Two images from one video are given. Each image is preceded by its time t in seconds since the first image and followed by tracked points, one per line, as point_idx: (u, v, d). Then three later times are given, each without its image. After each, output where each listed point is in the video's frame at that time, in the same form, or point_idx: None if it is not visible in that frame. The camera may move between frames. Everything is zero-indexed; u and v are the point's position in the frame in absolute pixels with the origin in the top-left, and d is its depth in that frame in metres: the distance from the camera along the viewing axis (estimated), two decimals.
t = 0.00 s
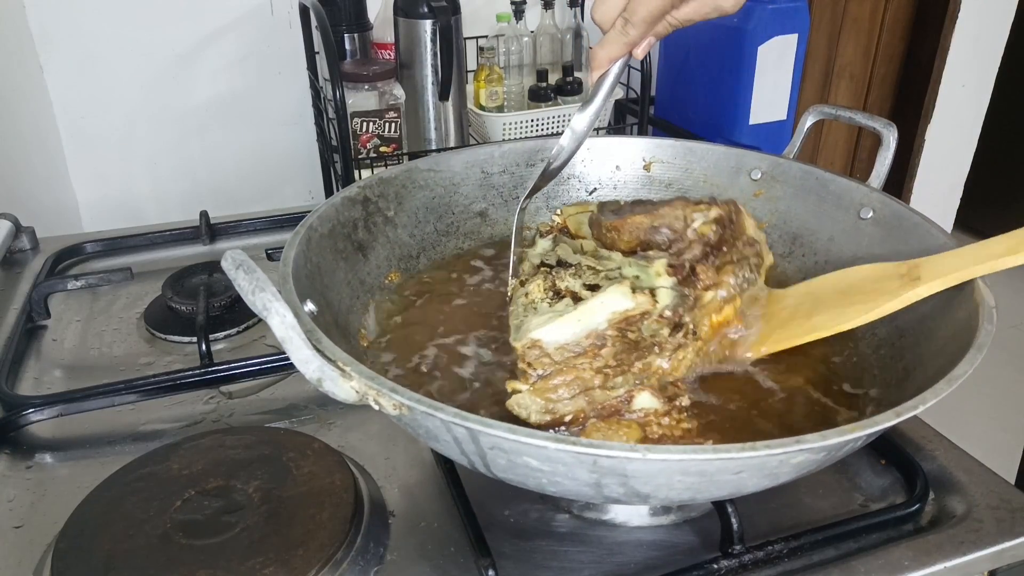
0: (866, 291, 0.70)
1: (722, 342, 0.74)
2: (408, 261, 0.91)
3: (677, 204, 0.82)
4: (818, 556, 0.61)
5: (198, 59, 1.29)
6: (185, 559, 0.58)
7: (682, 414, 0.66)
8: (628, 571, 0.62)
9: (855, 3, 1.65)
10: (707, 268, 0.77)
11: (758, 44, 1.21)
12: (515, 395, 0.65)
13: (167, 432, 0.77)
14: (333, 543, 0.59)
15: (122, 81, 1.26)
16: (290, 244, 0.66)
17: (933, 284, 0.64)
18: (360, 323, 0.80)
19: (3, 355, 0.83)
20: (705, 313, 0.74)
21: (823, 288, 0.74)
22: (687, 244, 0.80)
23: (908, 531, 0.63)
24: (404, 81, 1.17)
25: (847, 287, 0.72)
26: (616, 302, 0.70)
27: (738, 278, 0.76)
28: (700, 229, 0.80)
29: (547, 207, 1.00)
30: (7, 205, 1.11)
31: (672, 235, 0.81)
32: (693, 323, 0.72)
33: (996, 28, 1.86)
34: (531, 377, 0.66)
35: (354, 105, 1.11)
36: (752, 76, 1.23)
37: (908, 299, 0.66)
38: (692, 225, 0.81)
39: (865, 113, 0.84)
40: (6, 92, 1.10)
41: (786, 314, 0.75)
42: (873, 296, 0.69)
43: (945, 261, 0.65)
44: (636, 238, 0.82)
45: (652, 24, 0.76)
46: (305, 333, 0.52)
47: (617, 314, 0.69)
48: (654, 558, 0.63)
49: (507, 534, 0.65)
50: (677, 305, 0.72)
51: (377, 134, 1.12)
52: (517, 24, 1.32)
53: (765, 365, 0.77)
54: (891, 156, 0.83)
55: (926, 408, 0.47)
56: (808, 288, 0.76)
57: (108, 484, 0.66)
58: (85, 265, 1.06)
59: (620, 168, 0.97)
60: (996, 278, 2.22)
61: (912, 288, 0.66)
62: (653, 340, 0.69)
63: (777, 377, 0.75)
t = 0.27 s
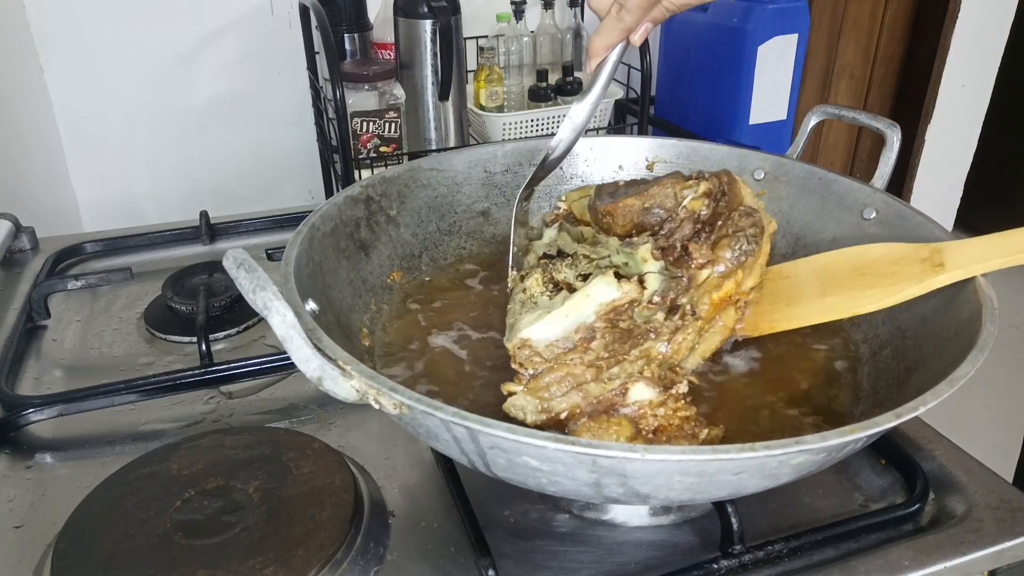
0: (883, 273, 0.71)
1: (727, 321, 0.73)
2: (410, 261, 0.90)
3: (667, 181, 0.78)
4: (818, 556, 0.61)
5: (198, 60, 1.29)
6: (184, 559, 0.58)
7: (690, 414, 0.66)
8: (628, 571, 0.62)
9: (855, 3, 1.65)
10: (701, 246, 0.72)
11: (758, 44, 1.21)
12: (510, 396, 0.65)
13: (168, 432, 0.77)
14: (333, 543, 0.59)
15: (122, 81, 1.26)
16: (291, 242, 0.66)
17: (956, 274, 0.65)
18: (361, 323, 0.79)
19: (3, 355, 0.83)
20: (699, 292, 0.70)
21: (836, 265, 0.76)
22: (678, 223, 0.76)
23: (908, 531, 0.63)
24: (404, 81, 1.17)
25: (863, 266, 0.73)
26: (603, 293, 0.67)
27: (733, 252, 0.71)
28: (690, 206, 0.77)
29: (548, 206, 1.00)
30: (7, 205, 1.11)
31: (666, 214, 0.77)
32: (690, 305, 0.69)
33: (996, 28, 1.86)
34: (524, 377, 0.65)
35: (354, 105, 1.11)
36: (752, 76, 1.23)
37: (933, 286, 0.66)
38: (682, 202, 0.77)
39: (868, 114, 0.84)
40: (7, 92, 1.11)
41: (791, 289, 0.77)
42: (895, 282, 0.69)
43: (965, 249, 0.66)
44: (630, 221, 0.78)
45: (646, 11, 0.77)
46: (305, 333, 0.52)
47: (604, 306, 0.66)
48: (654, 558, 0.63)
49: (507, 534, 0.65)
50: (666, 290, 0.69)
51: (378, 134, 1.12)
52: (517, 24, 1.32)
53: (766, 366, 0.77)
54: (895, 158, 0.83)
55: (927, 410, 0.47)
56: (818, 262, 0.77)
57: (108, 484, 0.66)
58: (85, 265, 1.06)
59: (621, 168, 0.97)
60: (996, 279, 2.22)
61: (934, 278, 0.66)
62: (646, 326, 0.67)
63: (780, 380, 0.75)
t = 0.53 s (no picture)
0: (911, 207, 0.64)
1: (741, 260, 0.68)
2: (412, 260, 0.90)
3: (631, 151, 0.73)
4: (818, 556, 0.61)
5: (198, 60, 1.29)
6: (184, 559, 0.58)
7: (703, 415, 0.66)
8: (627, 571, 0.62)
9: (855, 3, 1.65)
10: (681, 202, 0.67)
11: (758, 44, 1.21)
12: (535, 413, 0.67)
13: (167, 432, 0.77)
14: (333, 543, 0.59)
15: (122, 81, 1.26)
16: (292, 245, 0.65)
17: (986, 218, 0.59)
18: (362, 322, 0.78)
19: (3, 355, 0.83)
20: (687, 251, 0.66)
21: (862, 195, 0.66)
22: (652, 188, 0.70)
23: (908, 531, 0.63)
24: (404, 81, 1.17)
25: (891, 199, 0.65)
26: (583, 289, 0.65)
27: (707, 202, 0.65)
28: (659, 166, 0.70)
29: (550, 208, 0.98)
30: (7, 205, 1.11)
31: (641, 181, 0.71)
32: (689, 263, 0.65)
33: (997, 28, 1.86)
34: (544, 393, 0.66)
35: (354, 105, 1.11)
36: (752, 76, 1.23)
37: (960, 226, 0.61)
38: (650, 166, 0.71)
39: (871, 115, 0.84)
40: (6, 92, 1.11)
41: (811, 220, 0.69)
42: (918, 216, 0.63)
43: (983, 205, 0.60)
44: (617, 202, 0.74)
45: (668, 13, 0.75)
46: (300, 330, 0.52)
47: (590, 301, 0.65)
48: (654, 558, 0.63)
49: (507, 534, 0.65)
50: (648, 262, 0.66)
51: (378, 134, 1.12)
52: (517, 24, 1.32)
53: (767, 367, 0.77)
54: (898, 158, 0.83)
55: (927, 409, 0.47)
56: (844, 191, 0.67)
57: (108, 484, 0.66)
58: (85, 265, 1.06)
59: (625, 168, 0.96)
60: (996, 279, 2.22)
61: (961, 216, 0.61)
62: (644, 302, 0.65)
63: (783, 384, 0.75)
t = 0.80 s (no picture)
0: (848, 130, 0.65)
1: (664, 200, 0.64)
2: (425, 256, 0.91)
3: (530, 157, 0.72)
4: (818, 556, 0.61)
5: (198, 60, 1.29)
6: (185, 559, 0.58)
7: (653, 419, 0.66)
8: (628, 571, 0.62)
9: (855, 3, 1.65)
10: (563, 195, 0.66)
11: (758, 44, 1.21)
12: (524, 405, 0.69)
13: (167, 432, 0.77)
14: (333, 543, 0.59)
15: (122, 81, 1.26)
16: (302, 232, 0.67)
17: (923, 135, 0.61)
18: (365, 314, 0.80)
19: (3, 355, 0.83)
20: (593, 222, 0.64)
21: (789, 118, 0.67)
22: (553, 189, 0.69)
23: (908, 531, 0.63)
24: (404, 81, 1.17)
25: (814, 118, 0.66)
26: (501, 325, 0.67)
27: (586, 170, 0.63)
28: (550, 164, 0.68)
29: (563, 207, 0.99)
30: (7, 205, 1.11)
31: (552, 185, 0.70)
32: (592, 243, 0.64)
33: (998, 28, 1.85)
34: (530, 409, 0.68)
35: (354, 105, 1.11)
36: (751, 76, 1.24)
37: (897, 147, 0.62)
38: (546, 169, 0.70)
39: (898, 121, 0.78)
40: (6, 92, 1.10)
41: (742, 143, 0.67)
42: (857, 139, 0.64)
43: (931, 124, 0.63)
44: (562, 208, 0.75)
45: None
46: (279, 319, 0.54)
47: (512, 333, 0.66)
48: (654, 558, 0.63)
49: (507, 534, 0.65)
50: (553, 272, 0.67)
51: (378, 134, 1.12)
52: (517, 24, 1.32)
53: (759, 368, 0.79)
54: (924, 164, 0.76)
55: (900, 426, 0.46)
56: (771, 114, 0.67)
57: (109, 484, 0.66)
58: (86, 265, 1.06)
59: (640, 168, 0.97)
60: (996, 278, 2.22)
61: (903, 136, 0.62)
62: (561, 314, 0.65)
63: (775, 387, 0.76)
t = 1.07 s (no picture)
0: (758, 100, 0.62)
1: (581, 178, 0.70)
2: (444, 240, 0.97)
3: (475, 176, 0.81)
4: (818, 556, 0.61)
5: (198, 59, 1.29)
6: (184, 559, 0.58)
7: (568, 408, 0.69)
8: (628, 571, 0.62)
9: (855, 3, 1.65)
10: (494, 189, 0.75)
11: (759, 44, 1.22)
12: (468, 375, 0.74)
13: (167, 432, 0.77)
14: (332, 543, 0.59)
15: (122, 81, 1.26)
16: (310, 202, 0.76)
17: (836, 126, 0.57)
18: (365, 286, 0.88)
19: (3, 355, 0.83)
20: (518, 210, 0.73)
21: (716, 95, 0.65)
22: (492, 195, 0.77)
23: (908, 531, 0.63)
24: (404, 81, 1.17)
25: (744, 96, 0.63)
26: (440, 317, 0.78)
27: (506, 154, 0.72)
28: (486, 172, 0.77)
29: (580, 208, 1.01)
30: (7, 205, 1.11)
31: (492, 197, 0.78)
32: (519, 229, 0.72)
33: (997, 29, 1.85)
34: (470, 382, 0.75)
35: (354, 105, 1.11)
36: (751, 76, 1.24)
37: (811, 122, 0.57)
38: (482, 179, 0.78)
39: (936, 149, 0.73)
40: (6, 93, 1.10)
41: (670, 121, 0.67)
42: (770, 110, 0.60)
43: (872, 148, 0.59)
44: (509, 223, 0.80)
45: None
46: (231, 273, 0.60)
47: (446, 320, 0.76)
48: (654, 558, 0.63)
49: (507, 534, 0.65)
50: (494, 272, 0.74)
51: (378, 134, 1.12)
52: (517, 24, 1.32)
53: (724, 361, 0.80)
54: (957, 198, 0.70)
55: (773, 454, 0.45)
56: (699, 94, 0.66)
57: (109, 484, 0.66)
58: (86, 265, 1.06)
59: (677, 176, 0.97)
60: (995, 278, 2.22)
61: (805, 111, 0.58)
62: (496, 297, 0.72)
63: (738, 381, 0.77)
